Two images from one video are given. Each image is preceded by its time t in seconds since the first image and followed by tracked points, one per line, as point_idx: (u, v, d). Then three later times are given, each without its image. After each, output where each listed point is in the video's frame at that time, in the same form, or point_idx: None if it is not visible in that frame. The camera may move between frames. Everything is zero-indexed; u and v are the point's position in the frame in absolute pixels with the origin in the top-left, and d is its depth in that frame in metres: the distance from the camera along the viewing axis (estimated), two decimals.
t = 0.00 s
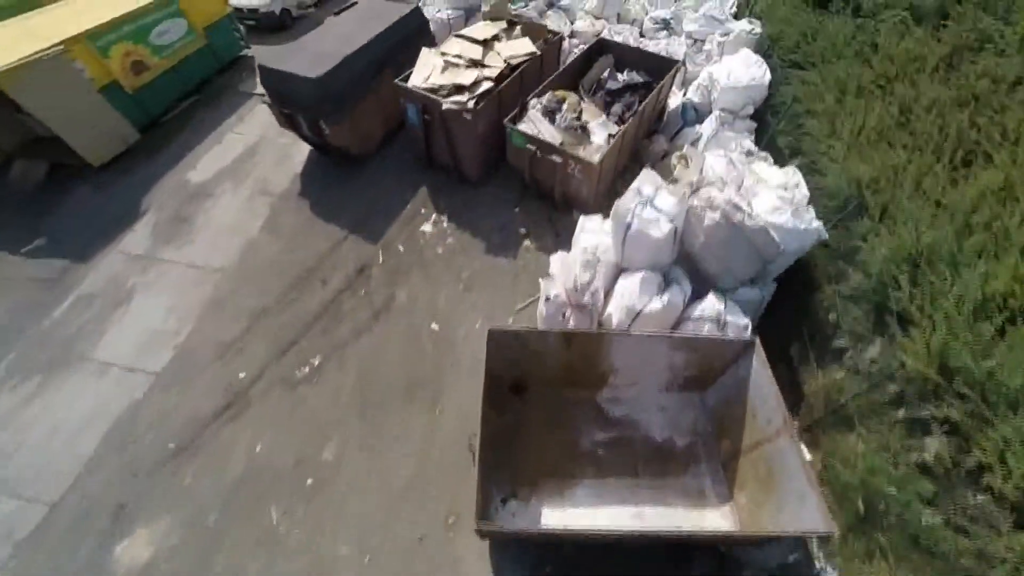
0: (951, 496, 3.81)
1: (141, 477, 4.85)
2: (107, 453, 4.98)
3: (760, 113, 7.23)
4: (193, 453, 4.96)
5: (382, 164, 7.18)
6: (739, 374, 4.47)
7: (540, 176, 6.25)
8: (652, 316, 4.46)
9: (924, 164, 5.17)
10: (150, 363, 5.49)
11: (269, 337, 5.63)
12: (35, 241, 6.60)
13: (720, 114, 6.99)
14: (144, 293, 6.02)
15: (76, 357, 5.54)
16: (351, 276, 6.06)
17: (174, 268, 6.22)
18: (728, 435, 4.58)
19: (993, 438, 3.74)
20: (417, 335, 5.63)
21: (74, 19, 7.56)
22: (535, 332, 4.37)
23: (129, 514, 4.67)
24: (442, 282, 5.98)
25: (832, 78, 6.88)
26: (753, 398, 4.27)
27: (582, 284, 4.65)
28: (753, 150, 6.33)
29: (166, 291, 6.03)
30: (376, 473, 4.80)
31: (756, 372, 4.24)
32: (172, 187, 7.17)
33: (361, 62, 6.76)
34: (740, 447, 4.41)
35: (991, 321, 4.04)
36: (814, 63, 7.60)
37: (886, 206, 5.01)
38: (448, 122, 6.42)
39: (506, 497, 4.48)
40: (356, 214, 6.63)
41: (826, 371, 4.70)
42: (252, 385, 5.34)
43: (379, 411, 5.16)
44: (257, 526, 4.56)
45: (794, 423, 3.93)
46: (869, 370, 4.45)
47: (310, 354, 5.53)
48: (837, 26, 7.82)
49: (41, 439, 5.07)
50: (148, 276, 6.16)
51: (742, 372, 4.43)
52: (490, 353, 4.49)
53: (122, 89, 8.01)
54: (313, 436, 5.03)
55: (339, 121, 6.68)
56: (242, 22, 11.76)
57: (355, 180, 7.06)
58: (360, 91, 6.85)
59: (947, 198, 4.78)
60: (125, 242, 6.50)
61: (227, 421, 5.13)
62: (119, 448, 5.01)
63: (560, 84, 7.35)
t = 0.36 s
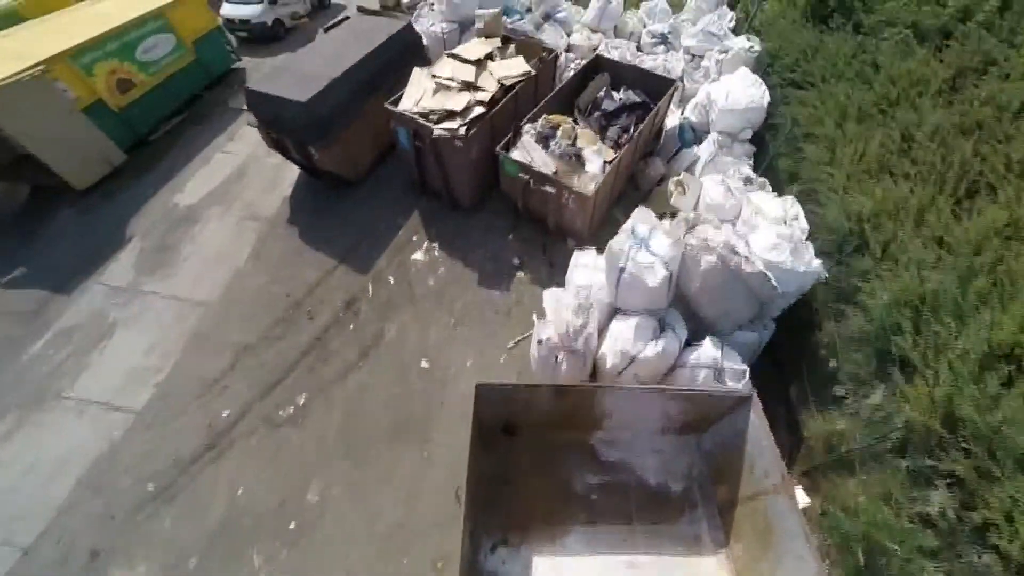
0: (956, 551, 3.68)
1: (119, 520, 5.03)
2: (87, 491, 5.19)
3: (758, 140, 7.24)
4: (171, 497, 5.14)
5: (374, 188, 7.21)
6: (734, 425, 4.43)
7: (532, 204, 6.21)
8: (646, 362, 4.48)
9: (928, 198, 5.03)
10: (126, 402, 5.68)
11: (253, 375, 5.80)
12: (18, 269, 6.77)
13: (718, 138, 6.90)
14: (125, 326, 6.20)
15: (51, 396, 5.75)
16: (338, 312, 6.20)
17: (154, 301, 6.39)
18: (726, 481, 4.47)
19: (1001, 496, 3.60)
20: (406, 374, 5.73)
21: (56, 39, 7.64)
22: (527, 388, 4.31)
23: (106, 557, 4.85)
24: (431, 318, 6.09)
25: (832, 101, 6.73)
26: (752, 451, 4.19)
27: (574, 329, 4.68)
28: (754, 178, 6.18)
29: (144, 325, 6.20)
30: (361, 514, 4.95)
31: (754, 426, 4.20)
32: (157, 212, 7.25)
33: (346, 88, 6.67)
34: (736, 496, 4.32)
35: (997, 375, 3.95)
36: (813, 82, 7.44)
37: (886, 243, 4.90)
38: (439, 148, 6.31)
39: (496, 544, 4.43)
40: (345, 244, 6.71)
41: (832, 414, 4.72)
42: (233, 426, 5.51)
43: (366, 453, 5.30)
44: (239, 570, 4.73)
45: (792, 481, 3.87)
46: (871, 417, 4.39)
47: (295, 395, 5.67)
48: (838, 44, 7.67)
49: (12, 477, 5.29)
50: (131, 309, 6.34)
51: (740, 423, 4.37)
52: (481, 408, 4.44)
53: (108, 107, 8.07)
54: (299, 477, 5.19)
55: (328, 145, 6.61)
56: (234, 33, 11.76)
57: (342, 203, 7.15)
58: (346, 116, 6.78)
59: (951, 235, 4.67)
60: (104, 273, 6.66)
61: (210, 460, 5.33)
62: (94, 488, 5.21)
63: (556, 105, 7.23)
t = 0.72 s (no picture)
0: None
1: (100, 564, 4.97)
2: (67, 535, 5.13)
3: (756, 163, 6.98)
4: (152, 539, 5.09)
5: (366, 215, 7.18)
6: (733, 475, 4.32)
7: (527, 235, 6.12)
8: (641, 410, 4.51)
9: (934, 239, 5.07)
10: (110, 440, 5.61)
11: (239, 412, 5.77)
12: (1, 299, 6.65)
13: (716, 162, 6.71)
14: (110, 359, 6.15)
15: (32, 433, 5.68)
16: (328, 345, 6.19)
17: (140, 333, 6.33)
18: (725, 529, 4.41)
19: (1012, 556, 3.64)
20: (397, 412, 5.71)
21: (43, 58, 7.59)
22: (516, 442, 4.26)
23: None
24: (423, 352, 6.09)
25: (835, 124, 6.54)
26: (750, 504, 4.15)
27: (567, 378, 4.65)
28: (754, 214, 6.03)
29: (131, 359, 6.16)
30: (349, 558, 4.90)
31: (752, 479, 4.15)
32: (144, 238, 7.19)
33: (336, 112, 6.56)
34: (736, 546, 4.29)
35: (1005, 431, 4.02)
36: (814, 101, 7.25)
37: (888, 285, 4.94)
38: (431, 176, 6.19)
39: None
40: (337, 275, 6.72)
41: (838, 454, 4.62)
42: (218, 466, 5.46)
43: (356, 493, 5.26)
44: None
45: (790, 542, 3.79)
46: (873, 466, 4.34)
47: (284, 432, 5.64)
48: (841, 62, 7.53)
49: None
50: (117, 341, 6.27)
51: (738, 475, 4.30)
52: (471, 460, 4.39)
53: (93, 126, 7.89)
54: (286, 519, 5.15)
55: (319, 171, 6.51)
56: (227, 46, 11.65)
57: (335, 228, 7.09)
58: (337, 140, 6.67)
59: (958, 275, 4.77)
60: (91, 304, 6.57)
61: (194, 502, 5.28)
62: (74, 532, 5.14)
63: (551, 128, 7.07)
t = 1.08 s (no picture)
0: None
1: None
2: None
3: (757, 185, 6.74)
4: None
5: (356, 243, 7.17)
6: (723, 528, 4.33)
7: (520, 267, 6.06)
8: (635, 460, 4.61)
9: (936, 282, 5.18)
10: (88, 480, 5.71)
11: (224, 450, 5.83)
12: None
13: (715, 189, 6.55)
14: (93, 395, 6.25)
15: (12, 472, 5.79)
16: (315, 381, 6.25)
17: (124, 367, 6.43)
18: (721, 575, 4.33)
19: None
20: (386, 450, 5.73)
21: (32, 79, 7.49)
22: (506, 503, 4.27)
23: None
24: (414, 388, 6.09)
25: (836, 151, 6.41)
26: (745, 561, 4.21)
27: (560, 426, 4.83)
28: (752, 251, 5.93)
29: (112, 395, 6.25)
30: None
31: (748, 537, 4.19)
32: (130, 267, 7.23)
33: (324, 142, 6.53)
34: None
35: (1010, 488, 4.16)
36: (813, 123, 7.09)
37: (891, 327, 5.05)
38: (422, 206, 6.08)
39: None
40: (327, 307, 6.74)
41: (836, 499, 4.53)
42: (199, 506, 5.53)
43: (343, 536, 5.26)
44: None
45: None
46: (875, 517, 4.34)
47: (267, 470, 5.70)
48: (842, 83, 7.39)
49: None
50: (100, 377, 6.39)
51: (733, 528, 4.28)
52: (462, 517, 4.35)
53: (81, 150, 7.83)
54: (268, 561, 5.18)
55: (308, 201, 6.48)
56: (219, 59, 11.56)
57: (324, 257, 7.13)
58: (326, 169, 6.64)
59: (960, 321, 4.89)
60: (72, 339, 6.70)
61: (174, 544, 5.34)
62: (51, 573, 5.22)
63: (546, 152, 6.93)
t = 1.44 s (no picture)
0: None
1: None
2: None
3: (757, 212, 6.63)
4: None
5: (348, 273, 7.16)
6: None
7: (514, 300, 5.98)
8: (629, 511, 4.65)
9: (939, 326, 5.19)
10: (67, 519, 5.73)
11: (209, 488, 5.86)
12: None
13: (714, 217, 6.39)
14: (76, 431, 6.26)
15: None
16: (305, 416, 6.26)
17: (107, 402, 6.42)
18: None
19: None
20: (378, 489, 5.78)
21: (15, 101, 7.32)
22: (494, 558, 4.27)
23: None
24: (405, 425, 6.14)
25: (836, 183, 6.33)
26: None
27: (551, 477, 4.84)
28: (750, 288, 5.86)
29: (93, 431, 6.23)
30: None
31: None
32: (117, 296, 7.22)
33: (313, 171, 6.44)
34: None
35: (1017, 544, 4.17)
36: (813, 148, 6.95)
37: (892, 373, 5.06)
38: (414, 238, 5.95)
39: None
40: (317, 338, 6.75)
41: (836, 545, 4.60)
42: (184, 546, 5.57)
43: None
44: None
45: None
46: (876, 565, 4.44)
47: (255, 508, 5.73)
48: (842, 106, 7.24)
49: None
50: (83, 412, 6.38)
51: None
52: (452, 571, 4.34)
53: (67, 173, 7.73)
54: None
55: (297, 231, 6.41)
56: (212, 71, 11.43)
57: (315, 286, 7.11)
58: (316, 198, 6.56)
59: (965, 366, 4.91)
60: (55, 372, 6.67)
61: None
62: None
63: (542, 178, 6.81)
